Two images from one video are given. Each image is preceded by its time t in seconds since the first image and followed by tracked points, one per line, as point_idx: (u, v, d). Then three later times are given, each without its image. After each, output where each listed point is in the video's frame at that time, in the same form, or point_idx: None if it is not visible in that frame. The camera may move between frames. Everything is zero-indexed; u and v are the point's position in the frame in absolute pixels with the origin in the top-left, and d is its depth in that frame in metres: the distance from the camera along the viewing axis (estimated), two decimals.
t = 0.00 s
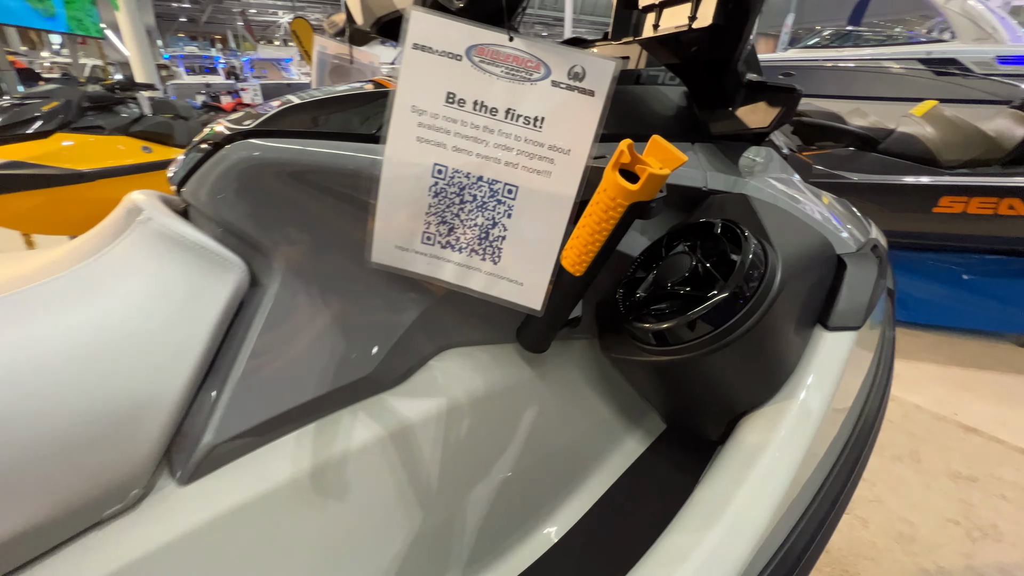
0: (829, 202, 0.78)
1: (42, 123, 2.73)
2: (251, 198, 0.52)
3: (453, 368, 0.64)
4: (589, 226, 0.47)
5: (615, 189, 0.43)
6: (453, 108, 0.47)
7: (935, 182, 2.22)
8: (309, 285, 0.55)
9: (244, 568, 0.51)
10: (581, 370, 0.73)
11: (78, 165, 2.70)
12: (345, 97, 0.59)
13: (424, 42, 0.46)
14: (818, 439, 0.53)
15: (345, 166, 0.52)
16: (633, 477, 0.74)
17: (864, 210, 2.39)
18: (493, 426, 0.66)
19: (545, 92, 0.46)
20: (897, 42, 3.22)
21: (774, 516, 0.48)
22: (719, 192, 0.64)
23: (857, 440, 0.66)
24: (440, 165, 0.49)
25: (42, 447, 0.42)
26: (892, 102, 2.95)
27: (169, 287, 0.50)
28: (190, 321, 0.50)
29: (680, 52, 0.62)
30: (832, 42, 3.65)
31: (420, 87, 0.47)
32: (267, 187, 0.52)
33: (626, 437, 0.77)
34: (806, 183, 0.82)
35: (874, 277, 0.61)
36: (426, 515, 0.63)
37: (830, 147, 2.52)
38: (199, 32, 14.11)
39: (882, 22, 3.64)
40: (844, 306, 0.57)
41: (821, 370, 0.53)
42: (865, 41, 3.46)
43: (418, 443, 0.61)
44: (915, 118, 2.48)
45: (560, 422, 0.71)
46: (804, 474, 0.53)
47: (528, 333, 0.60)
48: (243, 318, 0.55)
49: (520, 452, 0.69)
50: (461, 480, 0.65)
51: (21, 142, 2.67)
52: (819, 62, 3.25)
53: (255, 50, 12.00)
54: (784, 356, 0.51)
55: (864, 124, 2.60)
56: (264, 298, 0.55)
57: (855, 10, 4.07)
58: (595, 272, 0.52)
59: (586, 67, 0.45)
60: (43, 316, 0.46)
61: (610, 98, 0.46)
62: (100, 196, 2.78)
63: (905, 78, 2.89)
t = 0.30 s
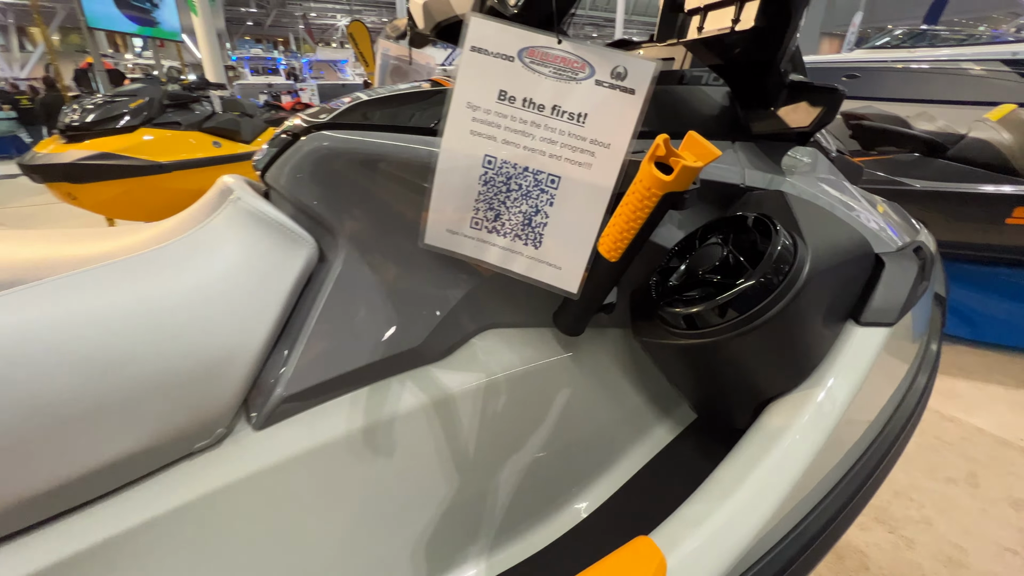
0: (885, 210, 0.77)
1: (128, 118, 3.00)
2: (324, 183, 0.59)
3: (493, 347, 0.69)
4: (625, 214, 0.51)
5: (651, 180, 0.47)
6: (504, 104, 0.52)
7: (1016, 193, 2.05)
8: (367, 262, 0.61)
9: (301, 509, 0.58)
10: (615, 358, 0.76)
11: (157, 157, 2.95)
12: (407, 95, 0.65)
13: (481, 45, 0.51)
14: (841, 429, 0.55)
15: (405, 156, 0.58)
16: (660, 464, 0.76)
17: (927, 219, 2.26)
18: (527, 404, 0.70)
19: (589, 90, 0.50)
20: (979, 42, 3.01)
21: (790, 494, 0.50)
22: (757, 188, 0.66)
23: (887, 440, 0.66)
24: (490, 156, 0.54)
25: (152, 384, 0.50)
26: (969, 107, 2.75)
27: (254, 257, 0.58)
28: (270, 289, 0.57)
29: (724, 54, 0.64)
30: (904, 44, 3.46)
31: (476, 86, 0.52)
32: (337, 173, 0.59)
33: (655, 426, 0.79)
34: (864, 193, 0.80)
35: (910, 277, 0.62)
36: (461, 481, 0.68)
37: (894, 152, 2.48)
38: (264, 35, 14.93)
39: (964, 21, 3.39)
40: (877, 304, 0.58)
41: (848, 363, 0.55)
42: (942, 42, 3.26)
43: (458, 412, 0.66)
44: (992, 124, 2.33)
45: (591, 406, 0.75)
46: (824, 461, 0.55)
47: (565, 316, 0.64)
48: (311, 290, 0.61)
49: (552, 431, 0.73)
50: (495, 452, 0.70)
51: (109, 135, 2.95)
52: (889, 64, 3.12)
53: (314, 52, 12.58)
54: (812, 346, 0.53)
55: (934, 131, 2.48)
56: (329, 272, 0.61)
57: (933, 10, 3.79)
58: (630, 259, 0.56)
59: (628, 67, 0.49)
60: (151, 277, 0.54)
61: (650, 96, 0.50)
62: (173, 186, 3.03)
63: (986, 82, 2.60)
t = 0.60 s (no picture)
0: (954, 218, 0.74)
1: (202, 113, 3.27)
2: (393, 172, 0.65)
3: (538, 331, 0.73)
4: (673, 205, 0.53)
5: (699, 172, 0.50)
6: (562, 101, 0.56)
7: None
8: (428, 246, 0.66)
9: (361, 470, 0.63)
10: (657, 350, 0.78)
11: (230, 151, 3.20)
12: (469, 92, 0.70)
13: (543, 46, 0.55)
14: (884, 423, 0.55)
15: (467, 149, 0.63)
16: (698, 455, 0.78)
17: (1000, 229, 2.12)
18: (569, 387, 0.74)
19: (643, 88, 0.53)
20: None
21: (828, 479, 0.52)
22: (806, 185, 0.67)
23: (934, 443, 0.66)
24: (546, 149, 0.58)
25: (245, 340, 0.55)
26: None
27: (329, 236, 0.64)
28: (342, 265, 0.63)
29: (779, 54, 0.66)
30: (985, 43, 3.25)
31: (536, 83, 0.56)
32: (405, 162, 0.64)
33: (694, 418, 0.81)
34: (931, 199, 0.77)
35: (967, 279, 0.61)
36: (504, 456, 0.72)
37: (966, 158, 2.32)
38: (321, 35, 15.68)
39: None
40: (929, 302, 0.58)
41: (896, 358, 0.56)
42: None
43: (504, 390, 0.70)
44: None
45: (631, 394, 0.77)
46: (866, 453, 0.56)
47: (610, 304, 0.67)
48: (376, 270, 0.66)
49: (591, 416, 0.76)
50: (537, 431, 0.73)
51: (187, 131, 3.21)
52: (965, 65, 2.94)
53: (369, 53, 13.05)
54: (858, 340, 0.54)
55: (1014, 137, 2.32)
56: (393, 253, 0.66)
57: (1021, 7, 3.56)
58: (676, 249, 0.58)
59: (682, 66, 0.51)
60: (245, 248, 0.59)
61: (703, 93, 0.52)
62: (240, 179, 3.25)
63: None
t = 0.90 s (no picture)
0: None
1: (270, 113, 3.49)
2: (464, 165, 0.70)
3: (591, 320, 0.76)
4: (733, 200, 0.56)
5: (762, 168, 0.52)
6: (627, 100, 0.59)
7: None
8: (493, 235, 0.71)
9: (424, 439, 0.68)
10: (710, 345, 0.79)
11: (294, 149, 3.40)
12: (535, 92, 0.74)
13: (612, 47, 0.59)
14: (942, 420, 0.56)
15: (534, 145, 0.68)
16: (745, 450, 0.80)
17: None
18: (619, 376, 0.76)
19: (708, 87, 0.55)
20: None
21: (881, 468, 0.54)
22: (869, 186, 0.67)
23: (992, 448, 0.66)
24: (610, 145, 0.61)
25: (332, 311, 0.61)
26: None
27: (404, 222, 0.69)
28: (414, 249, 0.68)
29: (846, 53, 0.65)
30: None
31: (604, 83, 0.60)
32: (475, 157, 0.69)
33: (742, 414, 0.82)
34: (1007, 206, 0.75)
35: None
36: (555, 438, 0.75)
37: None
38: (373, 38, 16.29)
39: None
40: (998, 304, 0.58)
41: (960, 358, 0.56)
42: None
43: (557, 374, 0.74)
44: None
45: (681, 386, 0.79)
46: (920, 448, 0.57)
47: (664, 295, 0.69)
48: (444, 255, 0.71)
49: (640, 405, 0.78)
50: (587, 417, 0.76)
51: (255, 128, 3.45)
52: None
53: (419, 56, 13.41)
54: (919, 337, 0.55)
55: None
56: (460, 240, 0.71)
57: None
58: (734, 242, 0.61)
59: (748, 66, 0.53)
60: (331, 229, 0.65)
61: (769, 92, 0.53)
62: (300, 174, 3.45)
63: None
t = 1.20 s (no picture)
0: None
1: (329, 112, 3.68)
2: (537, 161, 0.74)
3: (652, 313, 0.78)
4: (805, 198, 0.57)
5: (838, 166, 0.53)
6: (701, 99, 0.62)
7: None
8: (562, 228, 0.75)
9: (490, 417, 0.72)
10: (770, 342, 0.80)
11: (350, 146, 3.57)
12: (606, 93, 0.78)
13: (688, 49, 0.61)
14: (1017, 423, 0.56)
15: (605, 144, 0.72)
16: (803, 449, 0.80)
17: None
18: (678, 369, 0.78)
19: (783, 87, 0.57)
20: None
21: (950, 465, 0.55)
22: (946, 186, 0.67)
23: None
24: (681, 143, 0.64)
25: (414, 293, 0.67)
26: None
27: (480, 213, 0.74)
28: (488, 239, 0.73)
29: (926, 53, 0.65)
30: None
31: (678, 83, 0.63)
32: (548, 153, 0.73)
33: (800, 413, 0.83)
34: None
35: None
36: (612, 426, 0.78)
37: None
38: (421, 41, 16.74)
39: None
40: None
41: None
42: None
43: (617, 363, 0.76)
44: None
45: (739, 382, 0.80)
46: (991, 449, 0.57)
47: (730, 291, 0.72)
48: (514, 246, 0.76)
49: (697, 399, 0.80)
50: (644, 407, 0.79)
51: (315, 127, 3.64)
52: None
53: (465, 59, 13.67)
54: (998, 338, 0.55)
55: None
56: (529, 232, 0.75)
57: None
58: (804, 239, 0.62)
59: (826, 66, 0.54)
60: (415, 218, 0.71)
61: (847, 91, 0.54)
62: (355, 172, 3.62)
63: None
